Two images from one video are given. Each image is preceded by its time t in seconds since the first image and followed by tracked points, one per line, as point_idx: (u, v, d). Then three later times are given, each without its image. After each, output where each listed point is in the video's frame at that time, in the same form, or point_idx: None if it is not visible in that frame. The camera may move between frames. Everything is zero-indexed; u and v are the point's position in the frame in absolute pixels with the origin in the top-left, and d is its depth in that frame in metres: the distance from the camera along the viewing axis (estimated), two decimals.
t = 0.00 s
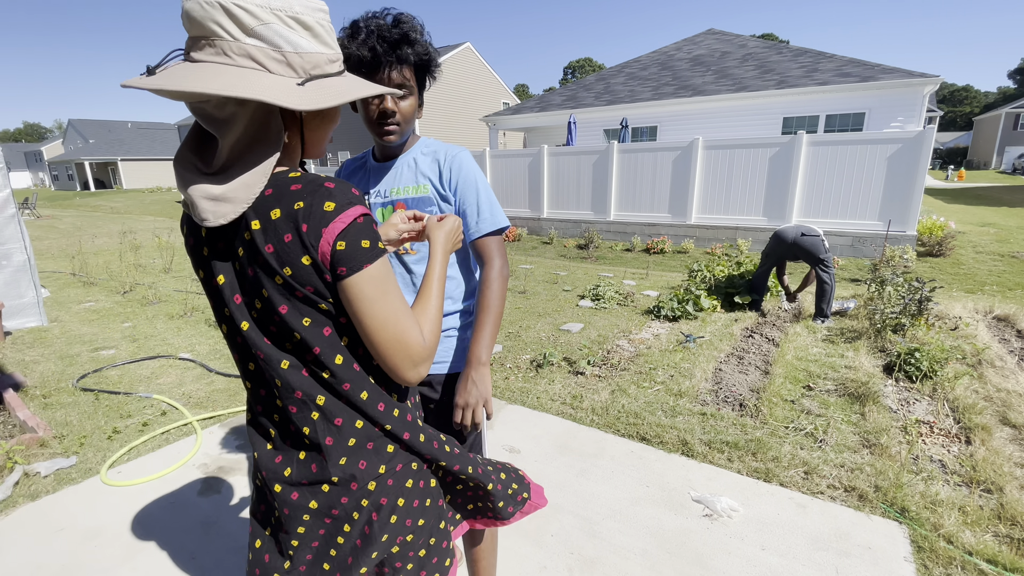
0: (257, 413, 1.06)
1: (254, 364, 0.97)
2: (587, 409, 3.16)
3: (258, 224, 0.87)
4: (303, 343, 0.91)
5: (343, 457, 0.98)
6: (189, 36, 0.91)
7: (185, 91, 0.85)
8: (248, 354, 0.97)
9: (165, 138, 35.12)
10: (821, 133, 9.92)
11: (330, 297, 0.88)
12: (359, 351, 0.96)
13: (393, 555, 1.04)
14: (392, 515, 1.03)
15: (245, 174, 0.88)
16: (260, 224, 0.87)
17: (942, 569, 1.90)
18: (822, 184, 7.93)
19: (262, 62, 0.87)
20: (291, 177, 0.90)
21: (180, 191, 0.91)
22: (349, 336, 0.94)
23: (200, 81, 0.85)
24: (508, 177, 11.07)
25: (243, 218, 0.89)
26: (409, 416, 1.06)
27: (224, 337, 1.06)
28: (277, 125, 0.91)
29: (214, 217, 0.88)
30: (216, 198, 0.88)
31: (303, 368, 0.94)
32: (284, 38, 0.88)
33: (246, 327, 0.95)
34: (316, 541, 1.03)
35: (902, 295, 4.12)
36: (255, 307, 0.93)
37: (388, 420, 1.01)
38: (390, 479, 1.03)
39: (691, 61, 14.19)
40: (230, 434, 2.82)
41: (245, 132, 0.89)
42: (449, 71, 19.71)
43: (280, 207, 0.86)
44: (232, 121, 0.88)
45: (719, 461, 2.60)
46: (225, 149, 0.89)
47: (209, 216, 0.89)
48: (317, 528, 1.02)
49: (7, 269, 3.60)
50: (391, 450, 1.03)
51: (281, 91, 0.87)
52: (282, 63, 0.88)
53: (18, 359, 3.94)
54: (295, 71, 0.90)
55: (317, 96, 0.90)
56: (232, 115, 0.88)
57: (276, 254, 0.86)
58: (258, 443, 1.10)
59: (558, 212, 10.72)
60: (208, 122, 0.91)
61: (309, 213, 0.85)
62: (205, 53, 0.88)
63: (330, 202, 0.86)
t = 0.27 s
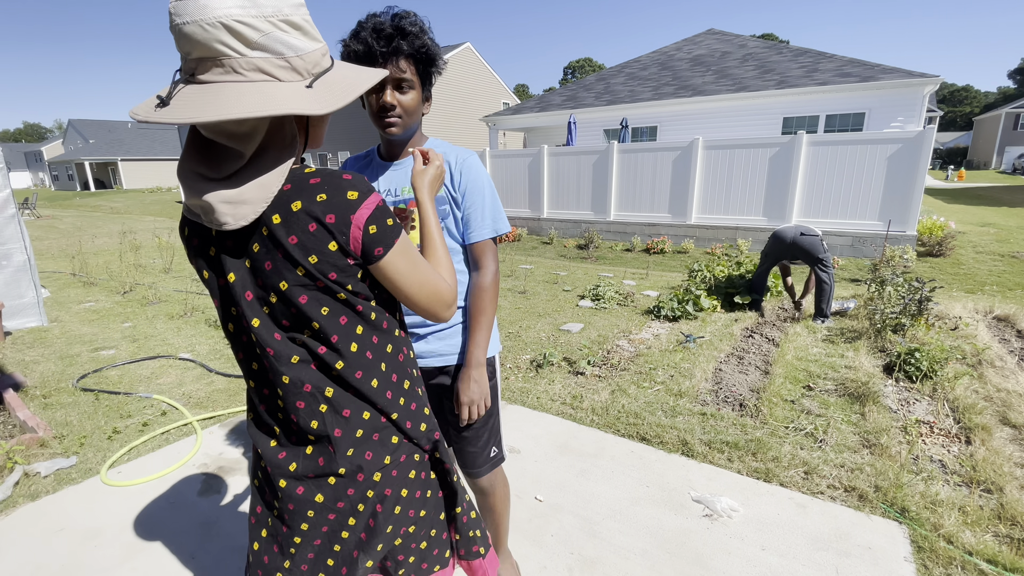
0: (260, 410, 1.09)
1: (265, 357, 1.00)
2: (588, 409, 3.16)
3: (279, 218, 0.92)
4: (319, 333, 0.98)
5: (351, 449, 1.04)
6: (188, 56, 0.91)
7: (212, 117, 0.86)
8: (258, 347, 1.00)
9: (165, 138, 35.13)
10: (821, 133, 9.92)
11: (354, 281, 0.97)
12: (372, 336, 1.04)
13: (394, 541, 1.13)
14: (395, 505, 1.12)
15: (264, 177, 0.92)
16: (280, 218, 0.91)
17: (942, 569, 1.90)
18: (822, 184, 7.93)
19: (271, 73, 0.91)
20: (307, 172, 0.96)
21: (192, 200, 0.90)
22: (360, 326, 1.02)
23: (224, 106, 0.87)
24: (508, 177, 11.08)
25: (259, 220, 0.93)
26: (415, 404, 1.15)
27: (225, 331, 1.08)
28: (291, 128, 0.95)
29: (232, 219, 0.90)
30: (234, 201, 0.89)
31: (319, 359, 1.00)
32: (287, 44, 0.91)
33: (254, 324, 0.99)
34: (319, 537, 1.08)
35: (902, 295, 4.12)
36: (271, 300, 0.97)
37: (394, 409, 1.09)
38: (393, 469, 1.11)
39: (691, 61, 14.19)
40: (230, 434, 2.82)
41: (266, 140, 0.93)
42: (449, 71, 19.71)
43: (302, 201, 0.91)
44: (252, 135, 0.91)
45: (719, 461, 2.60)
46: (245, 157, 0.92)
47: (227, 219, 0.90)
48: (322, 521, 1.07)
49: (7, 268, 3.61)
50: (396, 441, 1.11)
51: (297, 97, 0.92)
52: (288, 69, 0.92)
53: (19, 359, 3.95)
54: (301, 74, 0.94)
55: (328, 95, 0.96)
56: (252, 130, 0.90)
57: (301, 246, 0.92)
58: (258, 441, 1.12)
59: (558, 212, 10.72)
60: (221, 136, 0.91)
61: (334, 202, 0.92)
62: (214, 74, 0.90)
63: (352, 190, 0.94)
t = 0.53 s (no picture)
0: (264, 410, 1.08)
1: (274, 355, 1.01)
2: (587, 409, 3.16)
3: (294, 216, 0.94)
4: (331, 328, 1.01)
5: (360, 443, 1.08)
6: (179, 64, 0.91)
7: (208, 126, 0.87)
8: (268, 346, 1.01)
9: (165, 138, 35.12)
10: (821, 133, 9.92)
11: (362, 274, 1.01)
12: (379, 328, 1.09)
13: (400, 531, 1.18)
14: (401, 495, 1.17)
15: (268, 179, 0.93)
16: (296, 216, 0.94)
17: (942, 569, 1.90)
18: (822, 184, 7.93)
19: (262, 78, 0.91)
20: (315, 169, 0.97)
21: (198, 206, 0.91)
22: (368, 319, 1.06)
23: (219, 115, 0.88)
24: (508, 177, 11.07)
25: (269, 219, 0.94)
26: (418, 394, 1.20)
27: (226, 329, 1.07)
28: (287, 130, 0.96)
29: (240, 219, 0.90)
30: (241, 204, 0.90)
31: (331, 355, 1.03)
32: (276, 47, 0.92)
33: (263, 324, 0.99)
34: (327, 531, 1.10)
35: (902, 295, 4.12)
36: (282, 299, 0.98)
37: (400, 400, 1.14)
38: (400, 461, 1.16)
39: (691, 61, 14.19)
40: (230, 434, 2.82)
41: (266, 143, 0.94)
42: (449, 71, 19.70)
43: (318, 196, 0.94)
44: (250, 139, 0.92)
45: (719, 461, 2.60)
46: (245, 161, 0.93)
47: (231, 221, 0.90)
48: (331, 515, 1.10)
49: (7, 269, 3.61)
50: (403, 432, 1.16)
51: (291, 99, 0.93)
52: (279, 72, 0.93)
53: (19, 359, 3.95)
54: (293, 76, 0.95)
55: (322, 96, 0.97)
56: (249, 134, 0.92)
57: (318, 242, 0.94)
58: (261, 441, 1.12)
59: (558, 212, 10.72)
60: (220, 142, 0.92)
61: (347, 195, 0.96)
62: (208, 82, 0.91)
63: (362, 181, 0.98)
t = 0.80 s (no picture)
0: (274, 410, 1.08)
1: (286, 356, 1.00)
2: (587, 409, 3.16)
3: (304, 218, 0.93)
4: (341, 329, 1.01)
5: (372, 440, 1.08)
6: (183, 66, 0.91)
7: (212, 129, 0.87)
8: (280, 347, 1.00)
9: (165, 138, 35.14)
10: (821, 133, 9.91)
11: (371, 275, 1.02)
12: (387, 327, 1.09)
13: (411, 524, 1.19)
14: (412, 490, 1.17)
15: (273, 183, 0.93)
16: (305, 218, 0.93)
17: (942, 569, 1.90)
18: (822, 184, 7.93)
19: (264, 78, 0.91)
20: (322, 172, 0.97)
21: (202, 209, 0.90)
22: (377, 319, 1.06)
23: (222, 117, 0.87)
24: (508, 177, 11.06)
25: (278, 222, 0.93)
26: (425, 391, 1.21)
27: (235, 331, 1.06)
28: (290, 132, 0.95)
29: (248, 224, 0.90)
30: (250, 209, 0.90)
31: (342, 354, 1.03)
32: (278, 47, 0.91)
33: (274, 324, 0.99)
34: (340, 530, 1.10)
35: (902, 295, 4.11)
36: (293, 299, 0.98)
37: (409, 396, 1.14)
38: (410, 456, 1.17)
39: (691, 61, 14.19)
40: (229, 434, 2.82)
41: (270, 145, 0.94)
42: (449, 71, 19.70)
43: (328, 199, 0.94)
44: (253, 141, 0.92)
45: (719, 461, 2.60)
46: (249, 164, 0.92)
47: (238, 225, 0.90)
48: (344, 513, 1.10)
49: (7, 268, 3.60)
50: (412, 427, 1.17)
51: (293, 100, 0.92)
52: (280, 72, 0.92)
53: (18, 359, 3.94)
54: (295, 76, 0.94)
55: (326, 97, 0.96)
56: (250, 136, 0.91)
57: (328, 243, 0.94)
58: (269, 442, 1.11)
59: (558, 212, 10.71)
60: (223, 143, 0.92)
61: (357, 197, 0.96)
62: (210, 84, 0.91)
63: (370, 182, 0.99)
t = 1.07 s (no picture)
0: (286, 403, 1.10)
1: (296, 350, 1.02)
2: (587, 409, 3.16)
3: (310, 214, 0.93)
4: (350, 325, 1.01)
5: (381, 435, 1.08)
6: (204, 47, 0.92)
7: (221, 107, 0.86)
8: (290, 341, 1.02)
9: (165, 137, 35.15)
10: (821, 133, 9.92)
11: (381, 272, 1.01)
12: (395, 324, 1.08)
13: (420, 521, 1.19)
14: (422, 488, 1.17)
15: (278, 174, 0.93)
16: (312, 213, 0.93)
17: (942, 569, 1.90)
18: (822, 184, 7.93)
19: (281, 66, 0.91)
20: (331, 165, 0.96)
21: (212, 199, 0.92)
22: (386, 316, 1.06)
23: (233, 96, 0.87)
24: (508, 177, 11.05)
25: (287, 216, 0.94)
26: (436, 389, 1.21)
27: (249, 324, 1.08)
28: (301, 124, 0.95)
29: (256, 219, 0.91)
30: (257, 203, 0.91)
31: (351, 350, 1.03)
32: (299, 39, 0.92)
33: (286, 317, 1.01)
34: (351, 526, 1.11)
35: (902, 295, 4.11)
36: (302, 295, 0.99)
37: (420, 393, 1.14)
38: (420, 453, 1.16)
39: (691, 61, 14.19)
40: (229, 434, 2.82)
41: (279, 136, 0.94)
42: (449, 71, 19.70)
43: (333, 194, 0.93)
44: (263, 129, 0.92)
45: (719, 461, 2.60)
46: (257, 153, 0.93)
47: (247, 219, 0.91)
48: (355, 509, 1.10)
49: (7, 268, 3.59)
50: (422, 424, 1.16)
51: (306, 91, 0.92)
52: (299, 63, 0.93)
53: (18, 359, 3.94)
54: (312, 69, 0.94)
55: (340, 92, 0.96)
56: (262, 122, 0.91)
57: (334, 239, 0.94)
58: (283, 435, 1.14)
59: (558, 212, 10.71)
60: (237, 131, 0.93)
61: (363, 192, 0.94)
62: (227, 66, 0.91)
63: (379, 179, 0.97)
